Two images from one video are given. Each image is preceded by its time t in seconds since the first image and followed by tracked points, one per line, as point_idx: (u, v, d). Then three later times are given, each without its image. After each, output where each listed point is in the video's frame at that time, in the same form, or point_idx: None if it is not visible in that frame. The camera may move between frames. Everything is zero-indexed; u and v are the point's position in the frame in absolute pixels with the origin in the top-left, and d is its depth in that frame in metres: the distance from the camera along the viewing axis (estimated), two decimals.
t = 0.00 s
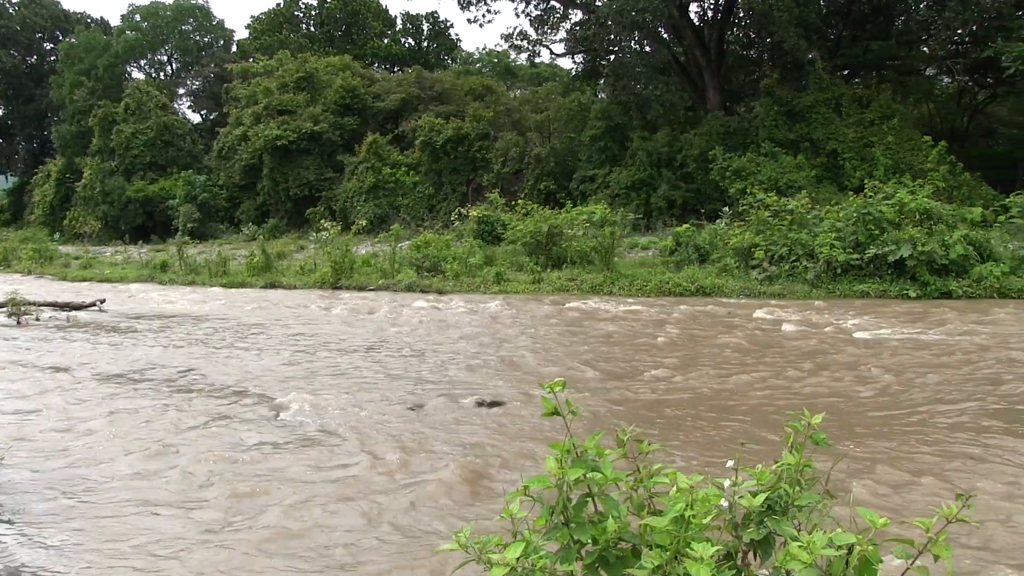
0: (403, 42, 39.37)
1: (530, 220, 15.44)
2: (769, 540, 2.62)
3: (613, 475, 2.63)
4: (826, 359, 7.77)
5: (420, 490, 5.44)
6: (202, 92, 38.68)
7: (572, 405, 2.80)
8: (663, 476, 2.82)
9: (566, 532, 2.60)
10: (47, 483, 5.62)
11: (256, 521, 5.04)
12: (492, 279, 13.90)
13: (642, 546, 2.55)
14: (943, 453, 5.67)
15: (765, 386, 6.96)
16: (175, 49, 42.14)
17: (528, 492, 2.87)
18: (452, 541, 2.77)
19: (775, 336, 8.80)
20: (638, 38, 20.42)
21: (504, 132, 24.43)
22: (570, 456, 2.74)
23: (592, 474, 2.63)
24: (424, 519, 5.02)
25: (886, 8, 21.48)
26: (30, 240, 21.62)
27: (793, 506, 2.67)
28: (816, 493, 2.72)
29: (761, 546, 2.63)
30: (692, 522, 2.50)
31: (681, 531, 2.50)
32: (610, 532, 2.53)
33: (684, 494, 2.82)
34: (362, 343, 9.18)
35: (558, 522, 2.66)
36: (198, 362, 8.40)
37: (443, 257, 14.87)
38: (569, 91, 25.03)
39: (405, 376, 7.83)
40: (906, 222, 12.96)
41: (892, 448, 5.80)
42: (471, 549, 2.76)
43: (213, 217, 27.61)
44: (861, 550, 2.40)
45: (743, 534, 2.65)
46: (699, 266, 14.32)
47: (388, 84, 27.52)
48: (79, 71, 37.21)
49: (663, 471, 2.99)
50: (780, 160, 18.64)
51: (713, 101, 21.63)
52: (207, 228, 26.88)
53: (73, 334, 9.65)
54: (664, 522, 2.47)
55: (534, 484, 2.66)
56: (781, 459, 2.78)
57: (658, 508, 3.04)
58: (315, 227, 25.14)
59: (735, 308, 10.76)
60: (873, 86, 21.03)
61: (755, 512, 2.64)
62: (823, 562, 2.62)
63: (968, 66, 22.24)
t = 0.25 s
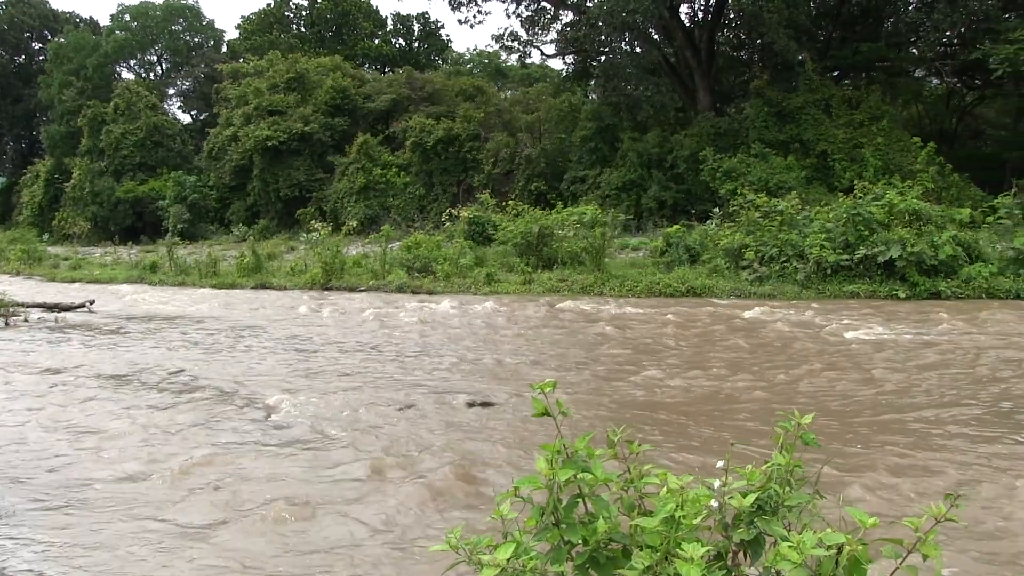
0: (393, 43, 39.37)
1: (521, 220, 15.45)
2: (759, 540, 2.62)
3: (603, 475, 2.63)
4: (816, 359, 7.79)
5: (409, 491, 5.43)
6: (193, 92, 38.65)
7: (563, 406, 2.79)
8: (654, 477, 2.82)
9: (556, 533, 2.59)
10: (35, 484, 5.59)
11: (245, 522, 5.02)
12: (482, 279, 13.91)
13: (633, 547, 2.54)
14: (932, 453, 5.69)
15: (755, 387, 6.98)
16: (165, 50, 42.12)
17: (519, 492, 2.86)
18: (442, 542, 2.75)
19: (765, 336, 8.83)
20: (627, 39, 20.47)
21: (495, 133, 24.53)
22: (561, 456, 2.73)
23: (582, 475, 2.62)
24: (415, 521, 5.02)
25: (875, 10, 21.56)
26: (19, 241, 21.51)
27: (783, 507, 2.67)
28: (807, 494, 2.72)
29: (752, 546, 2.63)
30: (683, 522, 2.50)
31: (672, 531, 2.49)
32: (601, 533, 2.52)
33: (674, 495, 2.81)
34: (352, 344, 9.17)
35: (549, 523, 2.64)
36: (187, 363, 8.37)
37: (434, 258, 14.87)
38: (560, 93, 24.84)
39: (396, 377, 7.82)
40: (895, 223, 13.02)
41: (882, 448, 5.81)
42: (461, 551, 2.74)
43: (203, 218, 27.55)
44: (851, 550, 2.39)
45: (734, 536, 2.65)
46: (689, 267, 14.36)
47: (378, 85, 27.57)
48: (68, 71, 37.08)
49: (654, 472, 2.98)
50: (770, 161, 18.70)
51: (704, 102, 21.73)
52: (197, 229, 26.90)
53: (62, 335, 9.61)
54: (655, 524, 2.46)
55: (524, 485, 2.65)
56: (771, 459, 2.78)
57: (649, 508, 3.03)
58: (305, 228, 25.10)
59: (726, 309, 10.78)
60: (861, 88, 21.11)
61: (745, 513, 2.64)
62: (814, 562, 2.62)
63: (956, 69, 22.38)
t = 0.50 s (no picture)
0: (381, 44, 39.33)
1: (508, 221, 15.45)
2: (746, 540, 2.62)
3: (591, 476, 2.62)
4: (802, 360, 7.83)
5: (398, 492, 5.43)
6: (180, 93, 38.57)
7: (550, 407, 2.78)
8: (642, 478, 2.82)
9: (544, 534, 2.58)
10: (20, 487, 5.55)
11: (234, 524, 5.01)
12: (470, 280, 13.91)
13: (621, 548, 2.53)
14: (917, 453, 5.72)
15: (741, 388, 7.01)
16: (152, 50, 41.98)
17: (506, 493, 2.84)
18: (429, 544, 2.74)
19: (751, 336, 8.86)
20: (614, 40, 20.36)
21: (483, 134, 24.62)
22: (549, 457, 2.72)
23: (570, 476, 2.61)
24: (405, 522, 5.01)
25: (862, 12, 21.66)
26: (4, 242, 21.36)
27: (771, 507, 2.67)
28: (793, 494, 2.73)
29: (738, 546, 2.63)
30: (669, 524, 2.49)
31: (659, 532, 2.49)
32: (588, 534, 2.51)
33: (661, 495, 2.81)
34: (340, 346, 9.16)
35: (536, 524, 2.63)
36: (175, 366, 8.34)
37: (421, 260, 14.86)
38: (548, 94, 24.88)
39: (384, 379, 7.82)
40: (881, 224, 13.09)
41: (869, 448, 5.84)
42: (448, 552, 2.73)
43: (190, 219, 27.44)
44: (837, 551, 2.39)
45: (720, 536, 2.65)
46: (676, 268, 14.40)
47: (366, 86, 27.61)
48: (53, 71, 36.86)
49: (641, 473, 2.98)
50: (757, 163, 18.77)
51: (691, 103, 21.86)
52: (185, 230, 26.83)
53: (48, 337, 9.55)
54: (642, 525, 2.45)
55: (511, 487, 2.63)
56: (758, 460, 2.78)
57: (636, 510, 3.02)
58: (293, 230, 25.03)
59: (713, 310, 10.81)
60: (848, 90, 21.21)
61: (732, 514, 2.64)
62: (800, 561, 2.62)
63: (942, 71, 22.52)
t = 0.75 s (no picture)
0: (370, 47, 39.27)
1: (497, 225, 15.46)
2: (734, 543, 2.62)
3: (580, 480, 2.61)
4: (789, 363, 7.87)
5: (387, 495, 5.43)
6: (168, 95, 38.47)
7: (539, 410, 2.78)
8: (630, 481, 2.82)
9: (532, 537, 2.58)
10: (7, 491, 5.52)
11: (223, 526, 5.00)
12: (459, 284, 13.91)
13: (609, 551, 2.53)
14: (904, 455, 5.76)
15: (729, 391, 7.03)
16: (139, 52, 41.83)
17: (494, 496, 2.84)
18: (418, 547, 2.73)
19: (739, 340, 8.89)
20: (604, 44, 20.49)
21: (472, 137, 24.71)
22: (537, 460, 2.72)
23: (558, 479, 2.61)
24: (394, 524, 5.02)
25: (849, 17, 21.75)
26: None
27: (758, 510, 2.69)
28: (780, 497, 2.74)
29: (726, 549, 2.64)
30: (658, 526, 2.49)
31: (647, 534, 2.49)
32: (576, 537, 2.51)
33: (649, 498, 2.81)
34: (329, 349, 9.15)
35: (525, 528, 2.63)
36: (163, 369, 8.31)
37: (410, 263, 14.84)
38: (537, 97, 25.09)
39: (373, 382, 7.81)
40: (869, 228, 13.17)
41: (856, 450, 5.87)
42: (436, 555, 2.73)
43: (178, 222, 27.34)
44: (823, 553, 2.42)
45: (709, 539, 2.65)
46: (665, 272, 14.45)
47: (356, 89, 27.76)
48: (39, 73, 36.66)
49: (629, 476, 2.98)
50: (746, 166, 18.83)
51: (680, 107, 21.88)
52: (173, 232, 26.72)
53: (34, 341, 9.51)
54: (632, 527, 2.45)
55: (500, 490, 2.63)
56: (746, 462, 2.80)
57: (624, 512, 3.02)
58: (281, 232, 24.95)
59: (701, 313, 10.84)
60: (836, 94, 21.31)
61: (720, 516, 2.65)
62: (787, 564, 2.64)
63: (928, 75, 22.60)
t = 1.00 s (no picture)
0: (359, 51, 39.25)
1: (485, 229, 15.48)
2: (721, 546, 2.62)
3: (567, 484, 2.61)
4: (777, 366, 7.90)
5: (376, 499, 5.42)
6: (155, 98, 38.38)
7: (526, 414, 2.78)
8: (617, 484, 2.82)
9: (520, 542, 2.58)
10: None
11: (212, 530, 4.99)
12: (447, 288, 13.91)
13: (596, 555, 2.53)
14: (891, 457, 5.78)
15: (716, 394, 7.05)
16: (127, 55, 41.68)
17: (482, 500, 2.83)
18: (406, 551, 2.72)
19: (727, 343, 8.92)
20: (591, 49, 20.46)
21: (460, 141, 24.85)
22: (525, 464, 2.72)
23: (546, 483, 2.61)
24: (384, 528, 5.01)
25: (835, 22, 21.86)
26: None
27: (745, 513, 2.70)
28: (767, 500, 2.75)
29: (714, 552, 2.64)
30: (645, 530, 2.48)
31: (635, 538, 2.49)
32: (563, 541, 2.50)
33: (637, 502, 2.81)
34: (318, 353, 9.13)
35: (513, 531, 2.63)
36: (151, 373, 8.28)
37: (398, 267, 14.83)
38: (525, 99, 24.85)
39: (362, 386, 7.80)
40: (856, 231, 13.23)
41: (844, 453, 5.89)
42: (424, 560, 2.72)
43: (165, 226, 27.23)
44: (811, 555, 2.43)
45: (696, 542, 2.65)
46: (653, 275, 14.48)
47: (343, 93, 27.61)
48: (24, 76, 36.48)
49: (616, 480, 2.98)
50: (733, 170, 18.90)
51: (668, 111, 22.03)
52: (160, 236, 26.60)
53: (20, 345, 9.46)
54: (619, 531, 2.45)
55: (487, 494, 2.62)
56: (734, 466, 2.81)
57: (611, 517, 3.02)
58: (269, 236, 24.89)
59: (690, 317, 10.87)
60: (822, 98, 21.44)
61: (707, 520, 2.65)
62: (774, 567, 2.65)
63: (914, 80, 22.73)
